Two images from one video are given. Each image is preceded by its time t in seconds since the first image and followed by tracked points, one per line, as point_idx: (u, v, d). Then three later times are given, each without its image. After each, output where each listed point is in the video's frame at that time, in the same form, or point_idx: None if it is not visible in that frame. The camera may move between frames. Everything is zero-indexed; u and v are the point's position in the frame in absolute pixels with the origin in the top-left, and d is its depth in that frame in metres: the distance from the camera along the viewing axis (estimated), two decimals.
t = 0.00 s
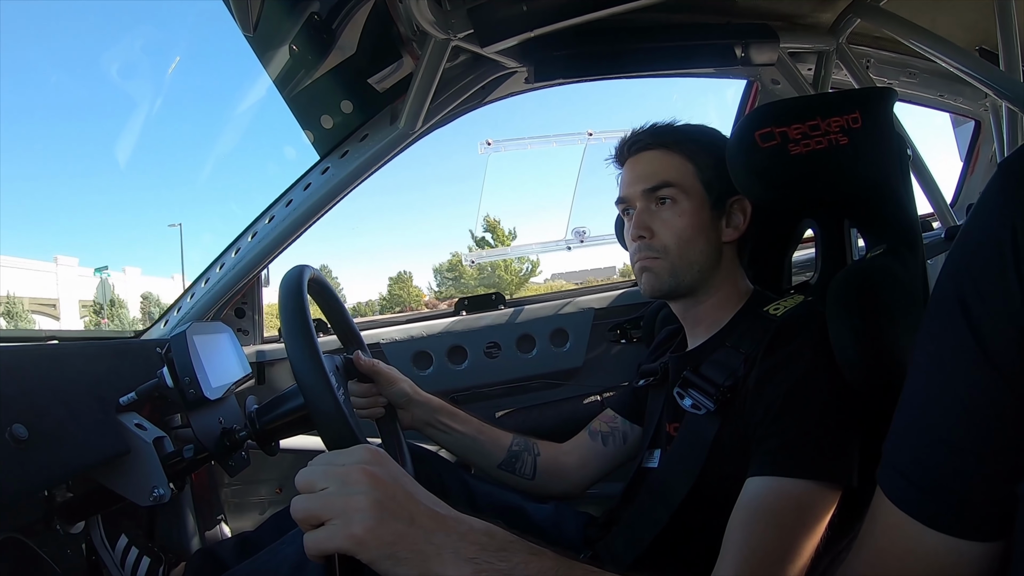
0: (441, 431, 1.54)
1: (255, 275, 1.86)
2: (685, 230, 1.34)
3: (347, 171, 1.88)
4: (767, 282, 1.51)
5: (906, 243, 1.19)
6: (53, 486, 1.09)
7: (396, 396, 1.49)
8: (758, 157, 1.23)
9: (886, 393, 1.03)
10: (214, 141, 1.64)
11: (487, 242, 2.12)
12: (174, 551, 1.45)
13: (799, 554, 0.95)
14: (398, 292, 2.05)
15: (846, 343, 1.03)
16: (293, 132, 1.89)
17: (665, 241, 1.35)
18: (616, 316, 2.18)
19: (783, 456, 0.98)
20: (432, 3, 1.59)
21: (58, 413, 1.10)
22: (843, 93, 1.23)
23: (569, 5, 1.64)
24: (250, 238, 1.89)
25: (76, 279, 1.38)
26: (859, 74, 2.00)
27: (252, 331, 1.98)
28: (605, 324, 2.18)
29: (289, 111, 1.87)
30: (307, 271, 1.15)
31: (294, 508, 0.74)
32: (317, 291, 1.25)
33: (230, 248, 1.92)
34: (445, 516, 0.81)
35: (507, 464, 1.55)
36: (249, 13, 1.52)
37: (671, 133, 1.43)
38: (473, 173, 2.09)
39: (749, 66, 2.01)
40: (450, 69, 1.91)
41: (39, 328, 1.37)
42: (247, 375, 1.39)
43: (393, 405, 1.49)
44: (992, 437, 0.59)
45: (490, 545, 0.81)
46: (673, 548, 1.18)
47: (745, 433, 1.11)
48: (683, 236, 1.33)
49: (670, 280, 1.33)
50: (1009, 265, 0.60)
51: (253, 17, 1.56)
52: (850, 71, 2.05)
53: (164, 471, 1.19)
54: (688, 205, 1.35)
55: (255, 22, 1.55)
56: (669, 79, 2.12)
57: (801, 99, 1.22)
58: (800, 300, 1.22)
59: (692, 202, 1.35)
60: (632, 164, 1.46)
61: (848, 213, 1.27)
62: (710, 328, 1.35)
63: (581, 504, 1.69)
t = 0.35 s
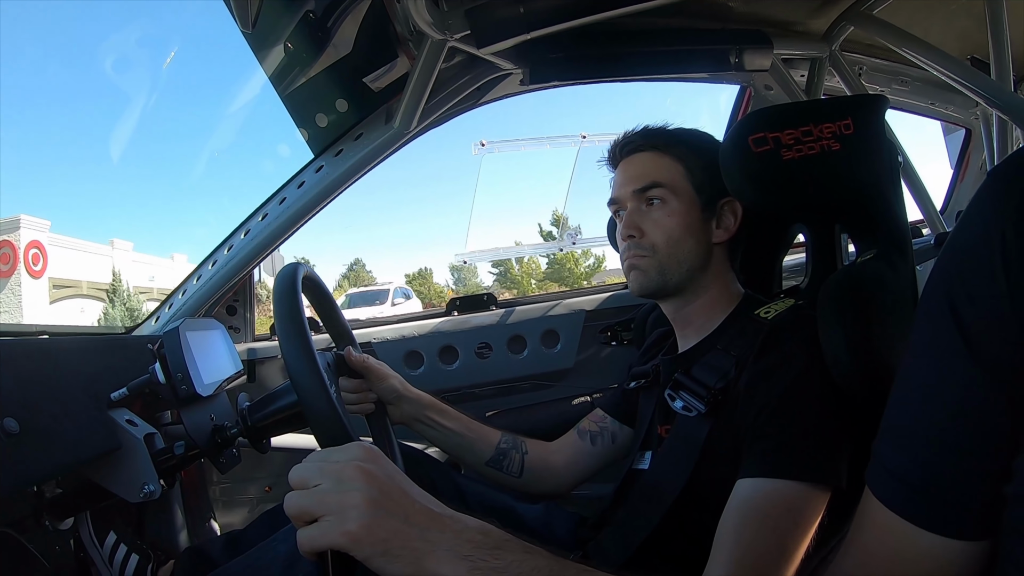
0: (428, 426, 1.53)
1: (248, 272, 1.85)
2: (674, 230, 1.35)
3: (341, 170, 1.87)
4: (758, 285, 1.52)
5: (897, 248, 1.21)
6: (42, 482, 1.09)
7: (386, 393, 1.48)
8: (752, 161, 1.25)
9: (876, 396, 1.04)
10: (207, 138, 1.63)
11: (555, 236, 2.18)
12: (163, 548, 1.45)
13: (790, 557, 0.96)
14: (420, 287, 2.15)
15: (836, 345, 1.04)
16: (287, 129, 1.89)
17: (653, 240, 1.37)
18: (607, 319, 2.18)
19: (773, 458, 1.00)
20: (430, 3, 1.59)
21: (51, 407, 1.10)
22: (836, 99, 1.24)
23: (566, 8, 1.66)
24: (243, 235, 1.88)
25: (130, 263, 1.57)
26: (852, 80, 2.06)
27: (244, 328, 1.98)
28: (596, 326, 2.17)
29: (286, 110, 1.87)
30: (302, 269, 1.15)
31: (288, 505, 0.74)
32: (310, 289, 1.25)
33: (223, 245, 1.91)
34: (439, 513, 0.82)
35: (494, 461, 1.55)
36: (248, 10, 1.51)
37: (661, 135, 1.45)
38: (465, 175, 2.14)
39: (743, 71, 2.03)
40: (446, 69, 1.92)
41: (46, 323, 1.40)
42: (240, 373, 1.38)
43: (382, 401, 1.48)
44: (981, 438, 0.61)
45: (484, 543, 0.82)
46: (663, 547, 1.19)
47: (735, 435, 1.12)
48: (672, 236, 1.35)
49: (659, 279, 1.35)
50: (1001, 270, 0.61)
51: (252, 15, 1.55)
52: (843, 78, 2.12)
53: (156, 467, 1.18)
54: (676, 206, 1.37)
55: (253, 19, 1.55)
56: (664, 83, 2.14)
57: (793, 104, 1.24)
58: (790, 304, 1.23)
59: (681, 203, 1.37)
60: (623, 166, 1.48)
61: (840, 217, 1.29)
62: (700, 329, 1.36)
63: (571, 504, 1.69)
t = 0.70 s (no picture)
0: (420, 427, 1.51)
1: (239, 266, 1.82)
2: (667, 231, 1.34)
3: (331, 166, 1.85)
4: (755, 285, 1.52)
5: (897, 251, 1.20)
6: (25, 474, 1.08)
7: (379, 391, 1.46)
8: (752, 160, 1.23)
9: (876, 399, 1.04)
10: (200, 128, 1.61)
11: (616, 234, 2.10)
12: (147, 544, 1.42)
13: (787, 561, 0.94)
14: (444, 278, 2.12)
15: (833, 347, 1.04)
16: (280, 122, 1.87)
17: (647, 241, 1.36)
18: (601, 319, 2.16)
19: (770, 460, 0.98)
20: None
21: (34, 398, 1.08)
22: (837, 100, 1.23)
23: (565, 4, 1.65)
24: (235, 228, 1.86)
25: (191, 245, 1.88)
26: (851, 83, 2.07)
27: (233, 323, 1.95)
28: (590, 326, 2.14)
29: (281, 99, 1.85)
30: (294, 261, 1.13)
31: (275, 502, 0.72)
32: (302, 282, 1.23)
33: (214, 237, 1.89)
34: (432, 511, 0.80)
35: (488, 463, 1.53)
36: None
37: (654, 137, 1.44)
38: (461, 170, 2.11)
39: (742, 72, 2.02)
40: (444, 63, 1.90)
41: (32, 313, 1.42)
42: (228, 367, 1.36)
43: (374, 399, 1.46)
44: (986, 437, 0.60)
45: (477, 542, 0.80)
46: (657, 549, 1.18)
47: (732, 437, 1.11)
48: (665, 236, 1.34)
49: (652, 280, 1.33)
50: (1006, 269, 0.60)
51: None
52: (842, 81, 2.12)
53: (142, 462, 1.16)
54: (670, 207, 1.36)
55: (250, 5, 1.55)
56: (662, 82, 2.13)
57: (794, 104, 1.23)
58: (789, 305, 1.22)
59: (675, 203, 1.36)
60: (616, 168, 1.47)
61: (840, 219, 1.28)
62: (697, 331, 1.35)
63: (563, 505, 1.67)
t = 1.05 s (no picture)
0: (417, 426, 1.52)
1: (234, 260, 1.84)
2: (662, 228, 1.37)
3: (330, 160, 1.87)
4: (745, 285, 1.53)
5: (884, 253, 1.23)
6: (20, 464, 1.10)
7: (374, 390, 1.48)
8: (743, 162, 1.25)
9: (859, 397, 1.07)
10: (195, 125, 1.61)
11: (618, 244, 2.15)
12: (141, 536, 1.44)
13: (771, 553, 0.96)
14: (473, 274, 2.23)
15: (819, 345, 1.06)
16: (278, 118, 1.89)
17: (641, 237, 1.38)
18: (592, 317, 2.15)
19: (755, 456, 1.01)
20: None
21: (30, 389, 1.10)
22: (828, 104, 1.25)
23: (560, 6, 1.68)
24: (230, 222, 1.87)
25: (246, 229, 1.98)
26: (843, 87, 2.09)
27: (228, 316, 1.95)
28: (581, 324, 2.14)
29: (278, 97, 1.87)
30: (290, 256, 1.14)
31: (270, 491, 0.73)
32: (297, 278, 1.24)
33: (211, 231, 1.90)
34: (422, 500, 0.82)
35: (483, 460, 1.54)
36: None
37: (654, 134, 1.45)
38: (456, 167, 2.14)
39: (736, 74, 2.04)
40: (441, 62, 1.91)
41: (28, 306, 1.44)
42: (224, 360, 1.37)
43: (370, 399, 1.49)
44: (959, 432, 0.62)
45: (466, 530, 0.82)
46: (644, 543, 1.20)
47: (718, 432, 1.14)
48: (660, 233, 1.37)
49: (645, 276, 1.37)
50: (984, 271, 0.62)
51: None
52: (835, 85, 2.15)
53: (136, 453, 1.16)
54: (666, 204, 1.39)
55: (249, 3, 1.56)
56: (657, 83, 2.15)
57: (786, 107, 1.25)
58: (776, 305, 1.24)
59: (671, 201, 1.39)
60: (615, 164, 1.49)
61: (828, 220, 1.30)
62: (688, 327, 1.37)
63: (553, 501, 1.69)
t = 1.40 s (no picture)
0: (416, 425, 1.53)
1: (234, 253, 1.84)
2: (670, 219, 1.37)
3: (331, 154, 1.87)
4: (744, 285, 1.54)
5: (882, 253, 1.23)
6: (17, 453, 1.10)
7: (373, 388, 1.48)
8: (742, 159, 1.26)
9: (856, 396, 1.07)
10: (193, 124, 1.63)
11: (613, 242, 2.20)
12: (136, 528, 1.44)
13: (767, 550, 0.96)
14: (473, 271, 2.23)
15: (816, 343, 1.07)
16: (280, 111, 1.88)
17: (649, 226, 1.39)
18: (591, 315, 2.15)
19: (750, 453, 1.01)
20: None
21: (28, 378, 1.10)
22: (830, 103, 1.26)
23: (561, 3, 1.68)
24: (230, 215, 1.87)
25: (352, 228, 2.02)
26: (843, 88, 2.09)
27: (227, 310, 1.97)
28: (580, 322, 2.14)
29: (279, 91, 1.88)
30: (290, 248, 1.14)
31: (265, 478, 0.74)
32: (298, 271, 1.24)
33: (210, 223, 1.90)
34: (418, 490, 0.81)
35: (482, 459, 1.54)
36: None
37: (670, 129, 1.47)
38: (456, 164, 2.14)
39: (736, 74, 2.04)
40: (442, 57, 1.92)
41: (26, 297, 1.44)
42: (222, 352, 1.37)
43: (368, 395, 1.48)
44: (957, 426, 0.62)
45: (461, 521, 0.82)
46: (639, 540, 1.20)
47: (715, 428, 1.14)
48: (668, 224, 1.37)
49: (650, 265, 1.37)
50: (974, 263, 0.62)
51: None
52: (835, 86, 2.15)
53: (133, 444, 1.18)
54: (675, 195, 1.39)
55: None
56: (658, 83, 2.15)
57: (787, 105, 1.25)
58: (774, 303, 1.25)
59: (680, 193, 1.39)
60: (629, 153, 1.50)
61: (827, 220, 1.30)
62: (687, 323, 1.37)
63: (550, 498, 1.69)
